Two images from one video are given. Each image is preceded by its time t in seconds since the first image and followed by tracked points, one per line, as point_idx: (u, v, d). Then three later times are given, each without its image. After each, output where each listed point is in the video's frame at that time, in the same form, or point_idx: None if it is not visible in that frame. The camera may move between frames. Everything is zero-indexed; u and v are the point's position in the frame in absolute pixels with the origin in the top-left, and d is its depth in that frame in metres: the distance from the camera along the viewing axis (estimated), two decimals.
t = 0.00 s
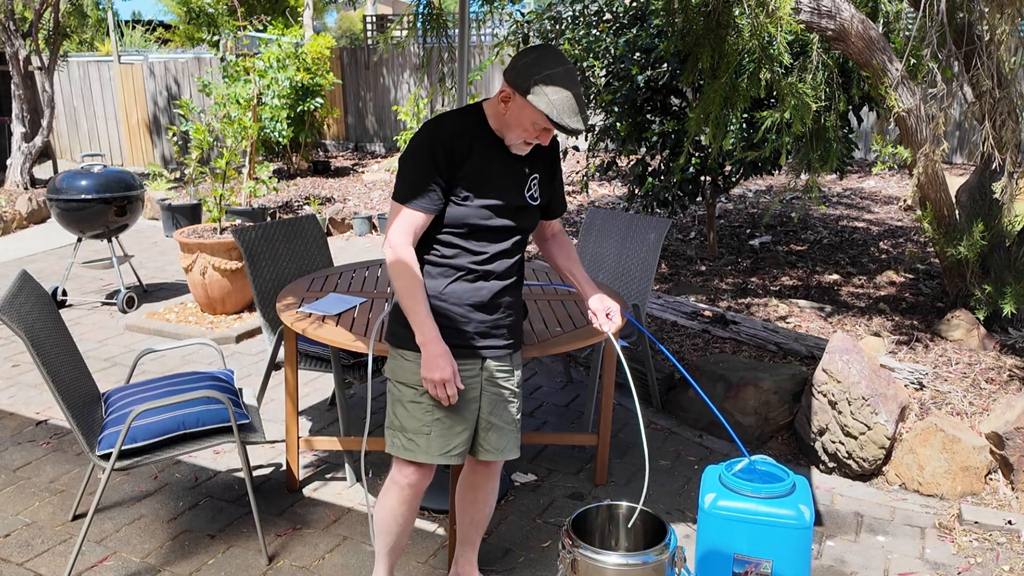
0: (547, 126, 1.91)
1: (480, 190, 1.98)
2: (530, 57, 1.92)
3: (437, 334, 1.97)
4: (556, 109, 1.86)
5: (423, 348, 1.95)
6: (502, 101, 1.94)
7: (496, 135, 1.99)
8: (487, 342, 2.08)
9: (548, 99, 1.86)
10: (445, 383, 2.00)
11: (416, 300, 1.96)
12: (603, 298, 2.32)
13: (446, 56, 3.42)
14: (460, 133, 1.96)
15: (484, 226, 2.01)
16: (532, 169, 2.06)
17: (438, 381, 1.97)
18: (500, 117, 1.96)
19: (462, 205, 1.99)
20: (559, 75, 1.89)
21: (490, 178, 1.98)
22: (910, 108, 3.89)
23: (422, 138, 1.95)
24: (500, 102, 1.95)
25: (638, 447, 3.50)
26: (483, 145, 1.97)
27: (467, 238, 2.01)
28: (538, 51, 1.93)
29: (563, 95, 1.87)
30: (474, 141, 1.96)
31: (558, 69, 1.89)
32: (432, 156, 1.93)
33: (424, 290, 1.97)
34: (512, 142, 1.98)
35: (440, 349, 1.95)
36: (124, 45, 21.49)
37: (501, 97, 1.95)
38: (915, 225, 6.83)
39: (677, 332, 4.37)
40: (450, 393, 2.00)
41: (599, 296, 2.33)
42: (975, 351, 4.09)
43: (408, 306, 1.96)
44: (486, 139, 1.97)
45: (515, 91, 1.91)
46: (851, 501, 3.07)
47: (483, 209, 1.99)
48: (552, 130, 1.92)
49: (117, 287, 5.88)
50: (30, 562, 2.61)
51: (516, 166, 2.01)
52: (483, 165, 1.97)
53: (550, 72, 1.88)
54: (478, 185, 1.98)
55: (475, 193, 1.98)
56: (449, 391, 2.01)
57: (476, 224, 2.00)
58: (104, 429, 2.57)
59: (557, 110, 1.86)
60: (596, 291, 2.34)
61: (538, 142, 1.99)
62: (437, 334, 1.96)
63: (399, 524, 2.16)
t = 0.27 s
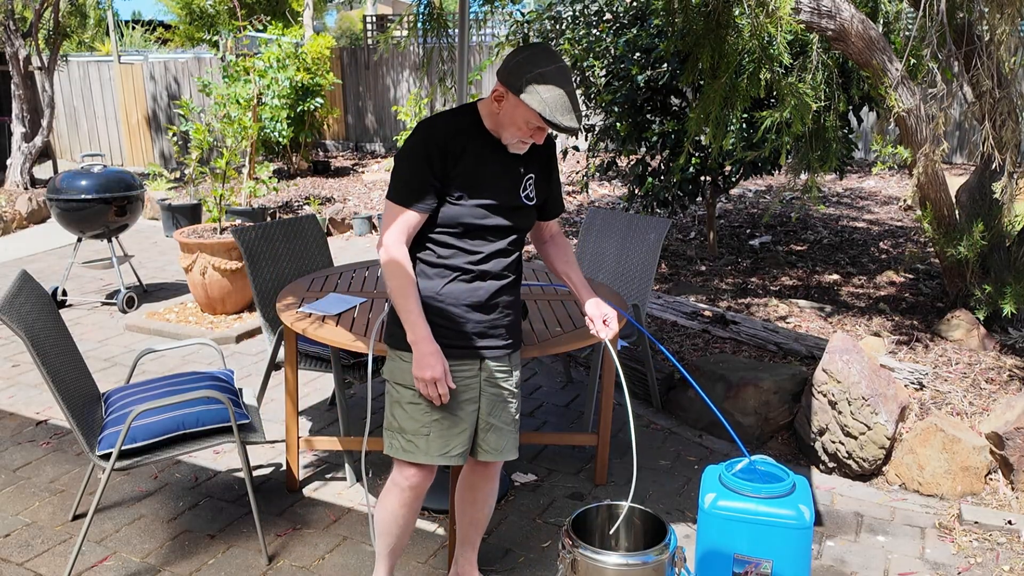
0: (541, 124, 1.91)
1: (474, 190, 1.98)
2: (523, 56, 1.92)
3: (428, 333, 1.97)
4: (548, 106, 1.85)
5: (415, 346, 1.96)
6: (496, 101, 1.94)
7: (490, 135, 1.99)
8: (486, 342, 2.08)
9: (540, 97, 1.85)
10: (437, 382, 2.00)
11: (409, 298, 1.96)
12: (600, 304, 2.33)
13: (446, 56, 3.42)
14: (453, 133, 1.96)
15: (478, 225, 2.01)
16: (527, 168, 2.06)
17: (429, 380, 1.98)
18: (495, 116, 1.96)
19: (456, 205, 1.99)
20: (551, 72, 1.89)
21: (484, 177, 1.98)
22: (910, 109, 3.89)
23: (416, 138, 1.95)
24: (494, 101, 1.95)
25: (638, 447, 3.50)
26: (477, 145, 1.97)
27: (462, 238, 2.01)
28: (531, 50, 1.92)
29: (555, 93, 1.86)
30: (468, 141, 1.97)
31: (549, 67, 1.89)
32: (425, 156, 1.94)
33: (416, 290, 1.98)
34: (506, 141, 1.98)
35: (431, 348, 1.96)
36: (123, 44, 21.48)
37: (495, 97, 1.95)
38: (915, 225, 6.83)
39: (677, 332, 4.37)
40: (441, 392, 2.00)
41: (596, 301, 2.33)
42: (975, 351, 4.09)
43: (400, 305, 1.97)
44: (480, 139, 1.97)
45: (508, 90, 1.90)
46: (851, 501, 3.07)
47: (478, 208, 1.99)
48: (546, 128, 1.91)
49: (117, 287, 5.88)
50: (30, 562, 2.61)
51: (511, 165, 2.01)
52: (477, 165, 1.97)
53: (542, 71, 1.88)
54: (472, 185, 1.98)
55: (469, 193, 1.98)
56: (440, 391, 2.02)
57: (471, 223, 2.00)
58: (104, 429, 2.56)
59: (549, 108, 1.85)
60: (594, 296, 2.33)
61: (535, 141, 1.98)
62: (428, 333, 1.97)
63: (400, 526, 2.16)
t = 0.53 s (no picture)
0: (540, 122, 1.91)
1: (471, 189, 1.98)
2: (520, 54, 1.92)
3: (420, 330, 1.97)
4: (547, 103, 1.85)
5: (405, 342, 1.97)
6: (494, 100, 1.94)
7: (488, 133, 1.99)
8: (484, 342, 2.07)
9: (539, 94, 1.86)
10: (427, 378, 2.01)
11: (402, 296, 1.97)
12: (600, 315, 2.32)
13: (446, 57, 3.42)
14: (451, 131, 1.97)
15: (475, 224, 2.01)
16: (526, 168, 2.06)
17: (419, 376, 1.98)
18: (493, 116, 1.95)
19: (453, 204, 1.99)
20: (549, 70, 1.89)
21: (482, 176, 1.98)
22: (910, 109, 3.89)
23: (413, 137, 1.95)
24: (492, 101, 1.94)
25: (638, 447, 3.50)
26: (475, 144, 1.97)
27: (460, 237, 2.01)
28: (528, 48, 1.92)
29: (554, 90, 1.86)
30: (466, 140, 1.97)
31: (547, 64, 1.89)
32: (422, 154, 1.94)
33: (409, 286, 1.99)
34: (505, 141, 1.98)
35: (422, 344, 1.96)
36: (123, 44, 21.47)
37: (493, 96, 1.95)
38: (915, 225, 6.83)
39: (677, 332, 4.37)
40: (432, 388, 2.00)
41: (596, 313, 2.31)
42: (975, 351, 4.09)
43: (392, 301, 1.97)
44: (478, 139, 1.97)
45: (506, 89, 1.90)
46: (851, 501, 3.07)
47: (475, 207, 1.99)
48: (545, 126, 1.91)
49: (117, 287, 5.88)
50: (30, 562, 2.61)
51: (509, 165, 2.01)
52: (475, 164, 1.97)
53: (540, 69, 1.88)
54: (469, 184, 1.98)
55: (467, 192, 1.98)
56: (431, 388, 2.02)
57: (468, 223, 2.00)
58: (104, 429, 2.56)
59: (548, 105, 1.85)
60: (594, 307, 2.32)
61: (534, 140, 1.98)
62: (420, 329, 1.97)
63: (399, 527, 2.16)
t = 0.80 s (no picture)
0: (545, 122, 1.91)
1: (472, 187, 1.98)
2: (527, 54, 1.92)
3: (405, 326, 2.00)
4: (554, 104, 1.85)
5: (389, 336, 2.00)
6: (500, 100, 1.94)
7: (492, 133, 1.99)
8: (481, 343, 2.07)
9: (545, 95, 1.86)
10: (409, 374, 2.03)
11: (391, 295, 1.99)
12: (597, 337, 2.29)
13: (446, 57, 3.42)
14: (454, 129, 1.97)
15: (476, 224, 2.01)
16: (529, 170, 2.05)
17: (398, 371, 2.00)
18: (499, 116, 1.95)
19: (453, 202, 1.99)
20: (557, 71, 1.89)
21: (484, 175, 1.98)
22: (910, 109, 3.89)
23: (416, 134, 1.95)
24: (499, 101, 1.94)
25: (638, 447, 3.50)
26: (478, 142, 1.97)
27: (460, 237, 2.01)
28: (535, 49, 1.92)
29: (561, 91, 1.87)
30: (469, 138, 1.97)
31: (554, 65, 1.89)
32: (424, 151, 1.95)
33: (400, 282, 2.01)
34: (510, 142, 1.98)
35: (404, 339, 1.99)
36: (123, 45, 21.46)
37: (499, 96, 1.95)
38: (915, 225, 6.84)
39: (677, 332, 4.37)
40: (410, 385, 2.02)
41: (593, 334, 2.28)
42: (975, 351, 4.09)
43: (381, 295, 2.00)
44: (482, 138, 1.97)
45: (513, 89, 1.90)
46: (851, 501, 3.07)
47: (476, 206, 1.99)
48: (551, 126, 1.92)
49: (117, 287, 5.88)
50: (30, 562, 2.61)
51: (512, 165, 2.00)
52: (477, 163, 1.97)
53: (546, 69, 1.89)
54: (470, 183, 1.98)
55: (468, 191, 1.98)
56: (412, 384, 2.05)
57: (468, 221, 2.00)
58: (104, 429, 2.56)
59: (554, 105, 1.86)
60: (593, 328, 2.29)
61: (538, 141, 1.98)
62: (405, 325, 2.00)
63: (399, 526, 2.16)
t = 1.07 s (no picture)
0: (552, 122, 1.91)
1: (475, 185, 1.98)
2: (535, 54, 1.93)
3: (400, 320, 2.01)
4: (561, 102, 1.86)
5: (383, 330, 2.01)
6: (507, 99, 1.93)
7: (498, 132, 1.99)
8: (479, 344, 2.06)
9: (554, 94, 1.86)
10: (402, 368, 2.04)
11: (387, 293, 2.00)
12: (593, 353, 2.26)
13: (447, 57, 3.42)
14: (459, 127, 1.97)
15: (477, 223, 2.00)
16: (533, 171, 2.05)
17: (391, 364, 2.02)
18: (505, 115, 1.95)
19: (454, 200, 1.99)
20: (564, 71, 1.90)
21: (487, 173, 1.97)
22: (910, 109, 3.89)
23: (421, 131, 1.96)
24: (505, 100, 1.94)
25: (637, 447, 3.50)
26: (483, 141, 1.97)
27: (460, 235, 2.01)
28: (543, 49, 1.93)
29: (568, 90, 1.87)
30: (473, 136, 1.97)
31: (561, 65, 1.90)
32: (427, 147, 1.95)
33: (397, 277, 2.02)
34: (515, 141, 1.97)
35: (397, 334, 2.00)
36: (124, 45, 21.47)
37: (505, 95, 1.94)
38: (915, 225, 6.84)
39: (677, 332, 4.37)
40: (402, 378, 2.03)
41: (588, 351, 2.25)
42: (975, 351, 4.09)
43: (378, 289, 2.01)
44: (487, 137, 1.97)
45: (520, 87, 1.90)
46: (851, 501, 3.07)
47: (478, 205, 1.99)
48: (557, 126, 1.92)
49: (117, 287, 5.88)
50: (30, 562, 2.61)
51: (516, 165, 2.00)
52: (480, 161, 1.97)
53: (554, 69, 1.89)
54: (473, 180, 1.98)
55: (471, 190, 1.98)
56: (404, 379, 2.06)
57: (470, 220, 2.00)
58: (104, 429, 2.56)
59: (562, 105, 1.86)
60: (590, 344, 2.25)
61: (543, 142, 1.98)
62: (399, 319, 2.01)
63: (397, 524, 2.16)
